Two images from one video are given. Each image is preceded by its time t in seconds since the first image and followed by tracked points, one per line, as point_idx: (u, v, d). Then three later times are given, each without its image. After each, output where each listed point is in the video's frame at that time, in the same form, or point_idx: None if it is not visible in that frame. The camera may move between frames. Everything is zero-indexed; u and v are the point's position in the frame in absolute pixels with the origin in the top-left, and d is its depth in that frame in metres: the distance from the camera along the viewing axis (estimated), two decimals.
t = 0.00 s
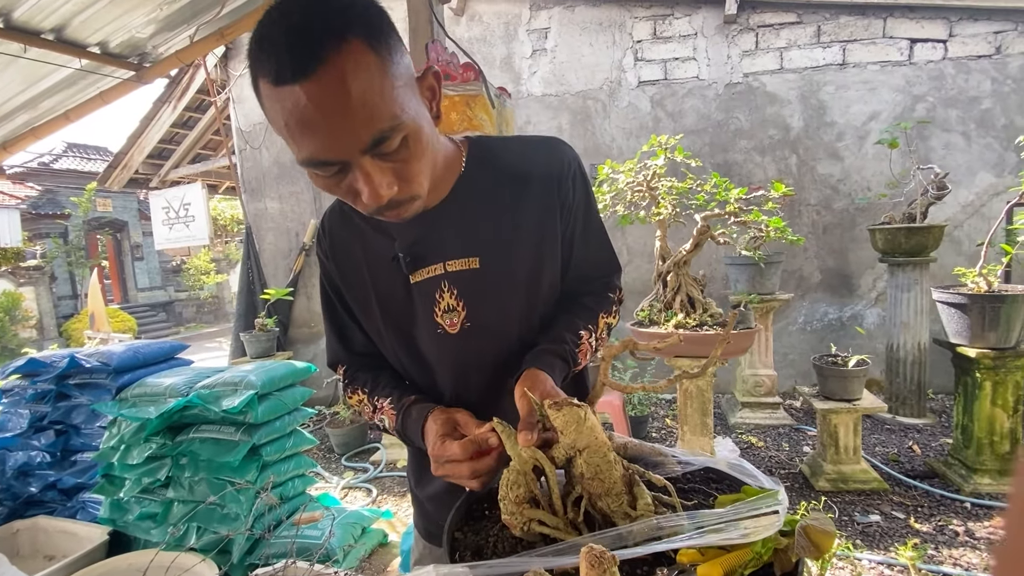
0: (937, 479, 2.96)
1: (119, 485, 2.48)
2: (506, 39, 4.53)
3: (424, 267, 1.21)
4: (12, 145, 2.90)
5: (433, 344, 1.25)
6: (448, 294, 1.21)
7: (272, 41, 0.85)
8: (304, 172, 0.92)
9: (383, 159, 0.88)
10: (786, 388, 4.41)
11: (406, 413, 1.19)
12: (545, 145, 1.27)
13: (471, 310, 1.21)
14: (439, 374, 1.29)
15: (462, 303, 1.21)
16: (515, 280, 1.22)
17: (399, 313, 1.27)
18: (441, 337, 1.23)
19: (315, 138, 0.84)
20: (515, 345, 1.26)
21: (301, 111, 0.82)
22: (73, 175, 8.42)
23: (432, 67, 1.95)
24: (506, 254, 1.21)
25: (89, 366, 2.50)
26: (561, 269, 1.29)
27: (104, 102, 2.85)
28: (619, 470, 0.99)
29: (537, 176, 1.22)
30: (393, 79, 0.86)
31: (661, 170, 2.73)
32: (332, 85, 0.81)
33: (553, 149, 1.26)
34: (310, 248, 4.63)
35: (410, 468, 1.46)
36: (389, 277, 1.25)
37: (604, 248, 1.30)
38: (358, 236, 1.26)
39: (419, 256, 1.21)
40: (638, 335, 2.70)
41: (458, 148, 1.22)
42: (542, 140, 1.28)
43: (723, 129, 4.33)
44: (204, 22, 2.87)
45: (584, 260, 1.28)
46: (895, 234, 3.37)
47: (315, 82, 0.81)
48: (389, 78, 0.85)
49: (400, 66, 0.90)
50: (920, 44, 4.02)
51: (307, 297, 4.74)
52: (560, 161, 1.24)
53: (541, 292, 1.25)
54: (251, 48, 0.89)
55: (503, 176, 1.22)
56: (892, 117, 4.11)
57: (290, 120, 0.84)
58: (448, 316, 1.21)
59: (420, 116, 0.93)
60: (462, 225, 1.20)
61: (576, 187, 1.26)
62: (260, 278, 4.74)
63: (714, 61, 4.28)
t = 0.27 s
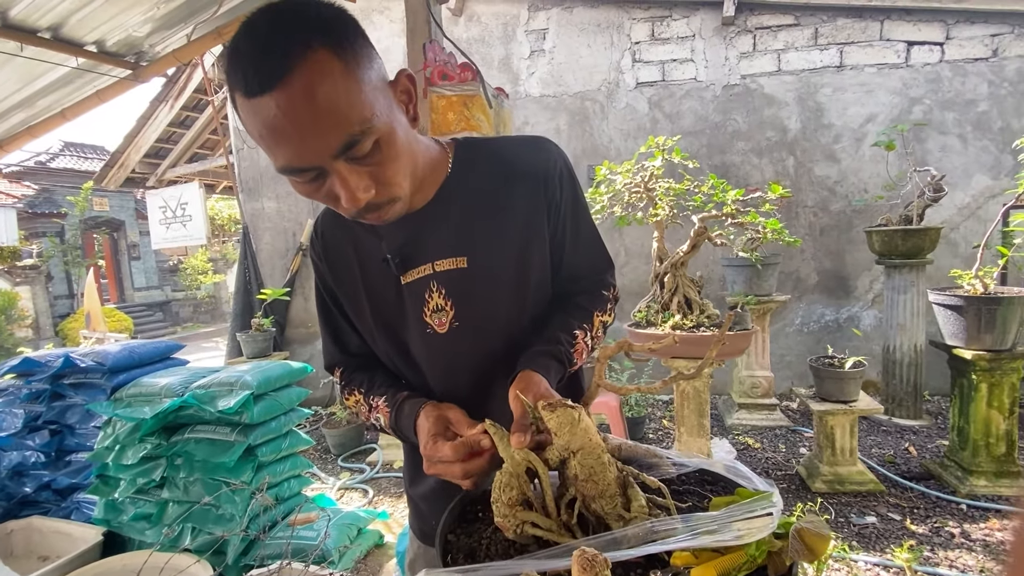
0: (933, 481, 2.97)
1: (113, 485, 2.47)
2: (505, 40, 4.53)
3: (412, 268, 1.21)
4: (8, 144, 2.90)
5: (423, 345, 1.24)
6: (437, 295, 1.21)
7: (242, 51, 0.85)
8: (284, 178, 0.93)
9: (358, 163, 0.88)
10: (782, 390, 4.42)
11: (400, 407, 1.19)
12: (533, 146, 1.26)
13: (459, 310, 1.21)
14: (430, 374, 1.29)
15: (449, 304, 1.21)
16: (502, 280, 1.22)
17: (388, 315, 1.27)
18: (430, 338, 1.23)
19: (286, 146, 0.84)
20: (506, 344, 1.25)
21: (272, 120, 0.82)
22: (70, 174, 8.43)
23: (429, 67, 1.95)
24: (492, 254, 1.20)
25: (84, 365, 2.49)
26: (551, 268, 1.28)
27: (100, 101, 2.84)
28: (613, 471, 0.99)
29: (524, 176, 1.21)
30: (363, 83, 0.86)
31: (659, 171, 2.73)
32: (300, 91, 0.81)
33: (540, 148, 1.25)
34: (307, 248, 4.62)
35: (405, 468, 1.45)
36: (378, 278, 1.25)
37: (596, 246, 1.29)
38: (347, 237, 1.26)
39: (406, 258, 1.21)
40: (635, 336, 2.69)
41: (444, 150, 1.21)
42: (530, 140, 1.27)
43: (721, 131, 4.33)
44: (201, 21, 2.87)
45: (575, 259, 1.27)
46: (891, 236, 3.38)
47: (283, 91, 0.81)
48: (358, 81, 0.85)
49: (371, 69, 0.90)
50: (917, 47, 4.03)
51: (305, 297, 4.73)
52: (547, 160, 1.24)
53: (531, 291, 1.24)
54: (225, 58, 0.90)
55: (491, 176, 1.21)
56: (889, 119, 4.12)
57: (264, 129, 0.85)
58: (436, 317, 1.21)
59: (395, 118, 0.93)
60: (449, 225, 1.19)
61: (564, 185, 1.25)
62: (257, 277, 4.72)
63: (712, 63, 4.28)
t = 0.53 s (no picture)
0: (930, 483, 2.97)
1: (110, 485, 2.46)
2: (504, 40, 4.53)
3: (411, 266, 1.21)
4: (5, 142, 2.89)
5: (419, 342, 1.24)
6: (435, 293, 1.21)
7: (247, 45, 0.85)
8: (286, 175, 0.93)
9: (363, 161, 0.88)
10: (780, 391, 4.42)
11: (391, 393, 1.19)
12: (535, 147, 1.26)
13: (457, 309, 1.21)
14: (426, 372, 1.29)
15: (448, 303, 1.21)
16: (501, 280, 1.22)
17: (385, 312, 1.27)
18: (428, 336, 1.23)
19: (292, 142, 0.84)
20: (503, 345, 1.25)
21: (277, 116, 0.82)
22: (67, 172, 8.40)
23: (428, 68, 1.95)
24: (492, 254, 1.20)
25: (81, 365, 2.48)
26: (549, 270, 1.28)
27: (98, 99, 2.84)
28: (608, 475, 0.99)
29: (524, 176, 1.21)
30: (369, 80, 0.86)
31: (657, 173, 2.73)
32: (307, 88, 0.81)
33: (542, 149, 1.25)
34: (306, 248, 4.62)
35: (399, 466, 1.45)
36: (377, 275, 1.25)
37: (595, 249, 1.29)
38: (345, 234, 1.26)
39: (405, 255, 1.21)
40: (633, 337, 2.70)
41: (446, 149, 1.21)
42: (532, 141, 1.27)
43: (720, 132, 4.34)
44: (200, 20, 2.86)
45: (574, 261, 1.27)
46: (889, 239, 3.39)
47: (288, 87, 0.81)
48: (365, 79, 0.85)
49: (378, 66, 0.90)
50: (915, 50, 4.04)
51: (303, 297, 4.72)
52: (547, 162, 1.24)
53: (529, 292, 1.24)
54: (228, 52, 0.90)
55: (491, 176, 1.22)
56: (887, 122, 4.13)
57: (268, 125, 0.85)
58: (433, 315, 1.21)
59: (400, 117, 0.93)
60: (449, 224, 1.19)
61: (565, 187, 1.25)
62: (255, 277, 4.71)
63: (711, 65, 4.29)
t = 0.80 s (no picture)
0: (928, 484, 2.98)
1: (108, 484, 2.46)
2: (505, 40, 4.53)
3: (417, 268, 1.20)
4: (5, 140, 2.88)
5: (423, 346, 1.24)
6: (440, 296, 1.20)
7: (261, 44, 0.84)
8: (296, 176, 0.92)
9: (377, 164, 0.88)
10: (779, 392, 4.43)
11: (394, 411, 1.19)
12: (541, 148, 1.26)
13: (463, 312, 1.21)
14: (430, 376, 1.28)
15: (453, 305, 1.20)
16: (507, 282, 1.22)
17: (389, 315, 1.26)
18: (432, 340, 1.22)
19: (308, 144, 0.83)
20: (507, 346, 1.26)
21: (293, 116, 0.82)
22: (66, 170, 8.38)
23: (429, 67, 1.94)
24: (499, 257, 1.20)
25: (79, 364, 2.48)
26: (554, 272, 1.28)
27: (98, 97, 2.83)
28: (609, 475, 0.99)
29: (530, 179, 1.21)
30: (387, 83, 0.86)
31: (658, 173, 2.72)
32: (325, 90, 0.80)
33: (548, 151, 1.25)
34: (305, 247, 4.61)
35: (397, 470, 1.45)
36: (381, 277, 1.25)
37: (598, 251, 1.29)
38: (349, 236, 1.26)
39: (411, 258, 1.20)
40: (632, 338, 2.70)
41: (452, 150, 1.21)
42: (538, 142, 1.27)
43: (719, 133, 4.34)
44: (200, 19, 2.86)
45: (578, 263, 1.27)
46: (888, 240, 3.39)
47: (307, 87, 0.81)
48: (382, 81, 0.85)
49: (392, 67, 0.89)
50: (915, 52, 4.04)
51: (302, 296, 4.71)
52: (553, 164, 1.24)
53: (534, 294, 1.24)
54: (239, 49, 0.88)
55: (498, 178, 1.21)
56: (887, 123, 4.13)
57: (284, 126, 0.84)
58: (438, 319, 1.21)
59: (414, 119, 0.93)
60: (455, 227, 1.19)
61: (570, 189, 1.26)
62: (254, 276, 4.71)
63: (711, 66, 4.29)
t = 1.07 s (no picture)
0: (928, 485, 2.97)
1: (108, 482, 2.46)
2: (506, 40, 4.52)
3: (411, 266, 1.21)
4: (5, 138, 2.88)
5: (418, 343, 1.24)
6: (433, 294, 1.20)
7: (249, 39, 0.84)
8: (287, 172, 0.92)
9: (366, 159, 0.88)
10: (779, 393, 4.43)
11: (392, 401, 1.19)
12: (536, 147, 1.26)
13: (456, 309, 1.20)
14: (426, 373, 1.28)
15: (446, 302, 1.20)
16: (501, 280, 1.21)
17: (384, 312, 1.27)
18: (426, 337, 1.22)
19: (294, 139, 0.84)
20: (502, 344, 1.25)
21: (280, 112, 0.82)
22: (67, 168, 8.38)
23: (430, 66, 1.94)
24: (493, 254, 1.20)
25: (79, 362, 2.48)
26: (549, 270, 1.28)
27: (99, 95, 2.84)
28: (607, 475, 0.99)
29: (524, 176, 1.21)
30: (374, 78, 0.86)
31: (658, 174, 2.72)
32: (310, 84, 0.80)
33: (543, 150, 1.25)
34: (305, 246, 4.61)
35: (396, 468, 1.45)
36: (376, 275, 1.25)
37: (593, 250, 1.29)
38: (345, 234, 1.26)
39: (405, 255, 1.21)
40: (632, 338, 2.70)
41: (447, 148, 1.21)
42: (533, 141, 1.27)
43: (720, 134, 4.34)
44: (201, 17, 2.87)
45: (573, 262, 1.27)
46: (888, 241, 3.39)
47: (293, 82, 0.81)
48: (368, 75, 0.85)
49: (381, 63, 0.90)
50: (917, 53, 4.04)
51: (302, 295, 4.71)
52: (548, 162, 1.24)
53: (529, 292, 1.24)
54: (230, 46, 0.89)
55: (491, 176, 1.22)
56: (888, 124, 4.13)
57: (271, 121, 0.84)
58: (432, 317, 1.21)
59: (403, 115, 0.93)
60: (449, 225, 1.19)
61: (564, 187, 1.25)
62: (255, 274, 4.71)
63: (712, 66, 4.29)
